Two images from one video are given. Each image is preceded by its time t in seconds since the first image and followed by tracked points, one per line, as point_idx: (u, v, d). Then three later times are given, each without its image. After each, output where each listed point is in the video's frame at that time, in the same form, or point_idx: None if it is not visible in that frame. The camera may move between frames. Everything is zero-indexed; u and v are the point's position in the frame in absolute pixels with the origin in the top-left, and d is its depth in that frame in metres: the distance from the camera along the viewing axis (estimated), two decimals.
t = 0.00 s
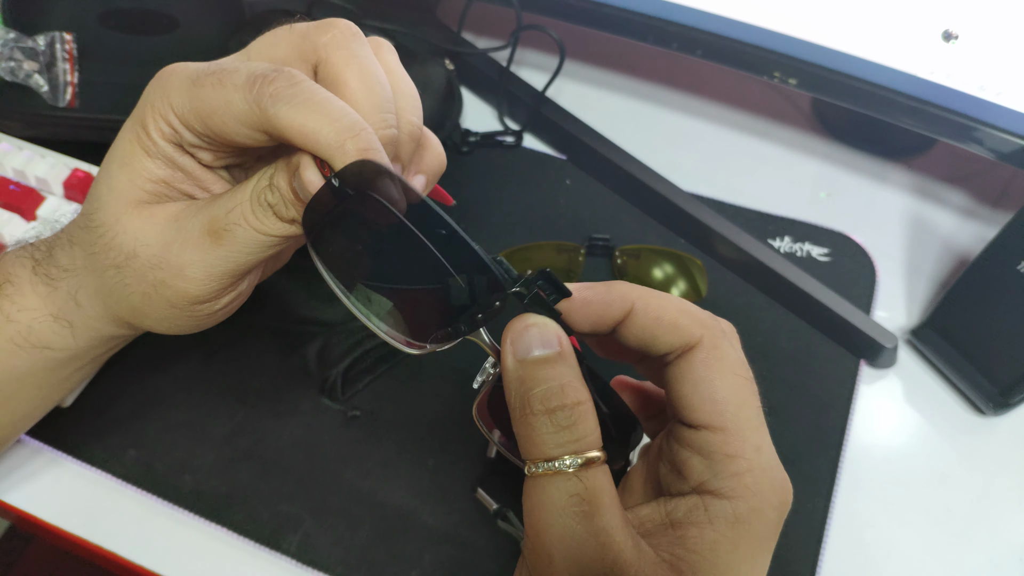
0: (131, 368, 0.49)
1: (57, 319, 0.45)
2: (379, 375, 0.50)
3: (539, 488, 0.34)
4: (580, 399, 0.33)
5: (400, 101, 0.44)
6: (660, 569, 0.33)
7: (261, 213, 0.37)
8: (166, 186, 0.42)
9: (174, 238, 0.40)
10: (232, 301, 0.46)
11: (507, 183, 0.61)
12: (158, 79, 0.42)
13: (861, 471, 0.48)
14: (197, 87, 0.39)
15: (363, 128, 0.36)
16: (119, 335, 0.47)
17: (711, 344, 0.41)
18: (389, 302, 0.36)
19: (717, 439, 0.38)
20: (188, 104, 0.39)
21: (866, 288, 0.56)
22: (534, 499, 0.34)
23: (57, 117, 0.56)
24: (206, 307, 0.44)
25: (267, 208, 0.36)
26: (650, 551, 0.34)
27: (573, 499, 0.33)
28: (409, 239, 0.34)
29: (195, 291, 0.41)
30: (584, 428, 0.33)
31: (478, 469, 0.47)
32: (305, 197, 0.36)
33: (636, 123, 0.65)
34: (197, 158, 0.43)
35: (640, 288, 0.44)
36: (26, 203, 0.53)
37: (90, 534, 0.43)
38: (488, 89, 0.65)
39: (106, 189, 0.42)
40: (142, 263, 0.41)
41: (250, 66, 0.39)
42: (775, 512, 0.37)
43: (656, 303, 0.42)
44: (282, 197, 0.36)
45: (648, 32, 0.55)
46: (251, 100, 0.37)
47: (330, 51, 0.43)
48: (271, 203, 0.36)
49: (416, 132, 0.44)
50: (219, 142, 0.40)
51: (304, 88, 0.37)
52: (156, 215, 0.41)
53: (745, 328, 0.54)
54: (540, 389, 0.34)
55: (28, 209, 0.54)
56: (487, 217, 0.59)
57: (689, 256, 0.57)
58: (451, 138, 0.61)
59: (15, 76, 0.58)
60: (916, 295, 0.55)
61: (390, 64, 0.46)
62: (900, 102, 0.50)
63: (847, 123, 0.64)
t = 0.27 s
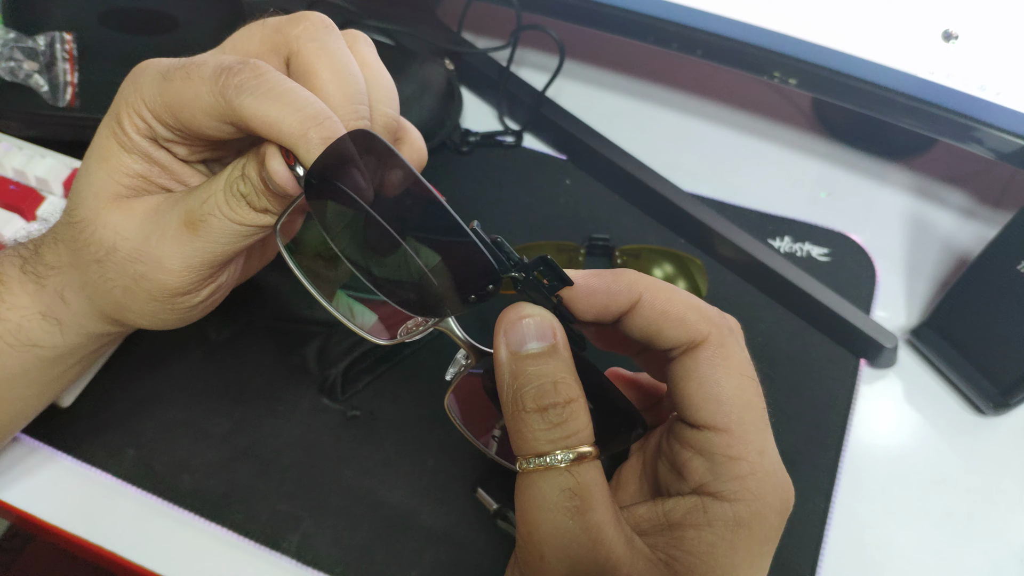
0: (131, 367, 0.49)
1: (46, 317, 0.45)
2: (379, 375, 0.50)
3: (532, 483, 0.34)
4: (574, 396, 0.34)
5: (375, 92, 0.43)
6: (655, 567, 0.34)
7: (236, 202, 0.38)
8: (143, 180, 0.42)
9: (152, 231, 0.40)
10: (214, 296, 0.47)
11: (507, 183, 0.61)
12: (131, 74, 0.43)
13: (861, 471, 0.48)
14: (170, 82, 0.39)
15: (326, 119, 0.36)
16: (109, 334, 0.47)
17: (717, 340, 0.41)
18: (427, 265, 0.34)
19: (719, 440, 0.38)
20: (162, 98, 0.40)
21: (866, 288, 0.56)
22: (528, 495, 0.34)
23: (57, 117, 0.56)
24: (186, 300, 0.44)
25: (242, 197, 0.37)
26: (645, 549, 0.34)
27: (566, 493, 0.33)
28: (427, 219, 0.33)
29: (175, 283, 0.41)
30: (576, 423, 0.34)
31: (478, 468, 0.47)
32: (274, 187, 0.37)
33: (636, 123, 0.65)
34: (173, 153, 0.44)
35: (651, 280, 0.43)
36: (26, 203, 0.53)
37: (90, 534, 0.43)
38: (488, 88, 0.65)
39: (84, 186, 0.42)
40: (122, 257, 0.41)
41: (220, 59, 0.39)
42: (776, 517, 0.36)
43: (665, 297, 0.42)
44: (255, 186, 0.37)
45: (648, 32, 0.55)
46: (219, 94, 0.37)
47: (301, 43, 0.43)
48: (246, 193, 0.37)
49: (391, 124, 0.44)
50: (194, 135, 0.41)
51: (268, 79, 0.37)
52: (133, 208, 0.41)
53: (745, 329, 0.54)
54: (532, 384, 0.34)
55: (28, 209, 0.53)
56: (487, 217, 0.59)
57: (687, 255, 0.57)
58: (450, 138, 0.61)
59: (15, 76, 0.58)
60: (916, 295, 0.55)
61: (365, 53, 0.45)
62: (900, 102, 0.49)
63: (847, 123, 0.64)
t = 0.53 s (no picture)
0: (130, 367, 0.49)
1: (33, 316, 0.45)
2: (379, 375, 0.50)
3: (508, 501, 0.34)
4: (544, 408, 0.34)
5: (357, 93, 0.43)
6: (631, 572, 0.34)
7: (217, 204, 0.37)
8: (127, 182, 0.42)
9: (136, 232, 0.40)
10: (198, 294, 0.47)
11: (507, 183, 0.61)
12: (113, 76, 0.42)
13: (861, 471, 0.48)
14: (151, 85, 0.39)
15: (308, 124, 0.35)
16: (99, 332, 0.47)
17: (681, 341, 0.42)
18: (400, 280, 0.36)
19: (687, 438, 0.38)
20: (143, 101, 0.39)
21: (865, 288, 0.56)
22: (503, 510, 0.34)
23: (57, 117, 0.56)
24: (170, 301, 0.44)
25: (223, 199, 0.37)
26: (621, 556, 0.34)
27: (539, 508, 0.33)
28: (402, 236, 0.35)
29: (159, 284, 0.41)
30: (547, 436, 0.34)
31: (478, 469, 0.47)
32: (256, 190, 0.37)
33: (636, 123, 0.65)
34: (156, 155, 0.43)
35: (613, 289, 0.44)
36: (26, 203, 0.53)
37: (90, 534, 0.43)
38: (488, 88, 0.65)
39: (68, 187, 0.42)
40: (106, 258, 0.41)
41: (200, 62, 0.39)
42: (747, 511, 0.37)
43: (625, 302, 0.43)
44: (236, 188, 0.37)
45: (648, 32, 0.55)
46: (199, 98, 0.37)
47: (284, 44, 0.42)
48: (227, 194, 0.37)
49: (372, 123, 0.44)
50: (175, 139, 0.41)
51: (248, 83, 0.37)
52: (117, 209, 0.41)
53: (745, 329, 0.54)
54: (501, 401, 0.34)
55: (28, 209, 0.53)
56: (487, 217, 0.59)
57: (688, 255, 0.57)
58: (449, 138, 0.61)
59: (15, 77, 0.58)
60: (915, 295, 0.55)
61: (348, 54, 0.45)
62: (900, 102, 0.49)
63: (847, 123, 0.64)
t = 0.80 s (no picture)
0: (130, 367, 0.49)
1: (7, 301, 0.43)
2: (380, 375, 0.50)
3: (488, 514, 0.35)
4: (520, 423, 0.34)
5: (354, 96, 0.43)
6: None
7: (203, 206, 0.36)
8: (109, 175, 0.41)
9: (116, 229, 0.38)
10: (177, 294, 0.45)
11: (507, 183, 0.61)
12: (102, 64, 0.40)
13: (860, 471, 0.48)
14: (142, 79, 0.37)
15: (308, 134, 0.34)
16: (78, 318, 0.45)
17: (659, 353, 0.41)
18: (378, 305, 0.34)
19: (674, 449, 0.38)
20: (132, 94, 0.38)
21: (866, 288, 0.56)
22: (483, 524, 0.35)
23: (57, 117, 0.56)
24: (147, 301, 0.42)
25: (211, 201, 0.36)
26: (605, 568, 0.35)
27: (515, 524, 0.34)
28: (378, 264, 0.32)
29: (137, 284, 0.39)
30: (526, 451, 0.34)
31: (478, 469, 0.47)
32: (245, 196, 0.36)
33: (636, 123, 0.65)
34: (141, 148, 0.41)
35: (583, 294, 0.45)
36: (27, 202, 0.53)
37: (90, 534, 0.43)
38: (488, 88, 0.65)
39: (50, 176, 0.40)
40: (83, 253, 0.39)
41: (195, 59, 0.37)
42: (744, 521, 0.36)
43: (595, 308, 0.44)
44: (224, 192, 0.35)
45: (648, 32, 0.55)
46: (193, 98, 0.35)
47: (284, 47, 0.41)
48: (214, 196, 0.35)
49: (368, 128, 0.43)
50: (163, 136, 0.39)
51: (245, 88, 0.35)
52: (97, 204, 0.39)
53: (745, 328, 0.54)
54: (482, 414, 0.34)
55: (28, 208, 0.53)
56: (486, 217, 0.59)
57: (688, 255, 0.57)
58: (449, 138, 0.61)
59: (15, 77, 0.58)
60: (916, 295, 0.55)
61: (347, 56, 0.44)
62: (900, 102, 0.50)
63: (848, 122, 0.64)
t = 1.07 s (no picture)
0: (130, 367, 0.49)
1: None
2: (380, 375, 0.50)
3: None
4: (513, 542, 0.36)
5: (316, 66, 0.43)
6: None
7: (184, 193, 0.36)
8: (81, 167, 0.40)
9: (97, 222, 0.38)
10: (161, 274, 0.46)
11: (507, 182, 0.61)
12: (60, 55, 0.39)
13: (861, 471, 0.48)
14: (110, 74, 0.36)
15: (288, 123, 0.34)
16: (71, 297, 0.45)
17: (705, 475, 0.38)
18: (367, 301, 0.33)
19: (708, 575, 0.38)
20: (100, 89, 0.37)
21: (866, 288, 0.56)
22: None
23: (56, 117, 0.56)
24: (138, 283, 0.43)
25: (190, 188, 0.36)
26: None
27: None
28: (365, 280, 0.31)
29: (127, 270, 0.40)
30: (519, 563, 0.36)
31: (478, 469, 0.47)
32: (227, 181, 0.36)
33: (636, 123, 0.65)
34: (111, 138, 0.41)
35: (627, 369, 0.39)
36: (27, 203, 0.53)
37: (90, 534, 0.43)
38: (488, 88, 0.65)
39: (18, 174, 0.39)
40: (65, 247, 0.39)
41: (160, 50, 0.36)
42: None
43: (650, 394, 0.38)
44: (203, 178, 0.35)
45: (648, 32, 0.55)
46: (165, 93, 0.35)
47: (249, 26, 0.41)
48: (193, 185, 0.36)
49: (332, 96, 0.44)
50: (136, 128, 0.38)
51: (219, 81, 0.35)
52: (74, 198, 0.39)
53: (746, 329, 0.54)
54: (479, 522, 0.36)
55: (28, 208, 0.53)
56: (487, 217, 0.59)
57: (688, 255, 0.57)
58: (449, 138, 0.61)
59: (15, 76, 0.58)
60: (916, 295, 0.55)
61: (311, 29, 0.45)
62: (899, 102, 0.50)
63: (848, 123, 0.64)
